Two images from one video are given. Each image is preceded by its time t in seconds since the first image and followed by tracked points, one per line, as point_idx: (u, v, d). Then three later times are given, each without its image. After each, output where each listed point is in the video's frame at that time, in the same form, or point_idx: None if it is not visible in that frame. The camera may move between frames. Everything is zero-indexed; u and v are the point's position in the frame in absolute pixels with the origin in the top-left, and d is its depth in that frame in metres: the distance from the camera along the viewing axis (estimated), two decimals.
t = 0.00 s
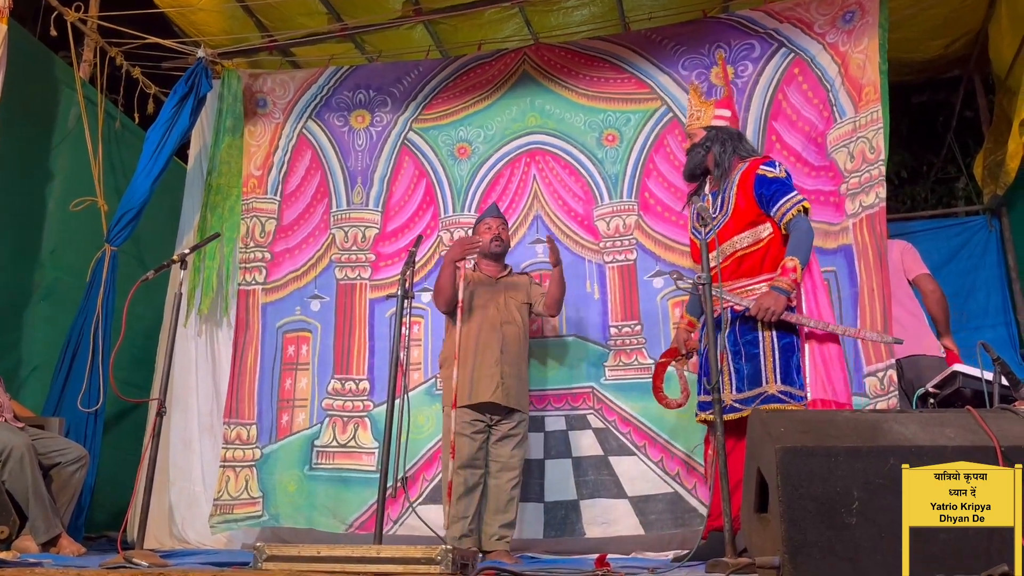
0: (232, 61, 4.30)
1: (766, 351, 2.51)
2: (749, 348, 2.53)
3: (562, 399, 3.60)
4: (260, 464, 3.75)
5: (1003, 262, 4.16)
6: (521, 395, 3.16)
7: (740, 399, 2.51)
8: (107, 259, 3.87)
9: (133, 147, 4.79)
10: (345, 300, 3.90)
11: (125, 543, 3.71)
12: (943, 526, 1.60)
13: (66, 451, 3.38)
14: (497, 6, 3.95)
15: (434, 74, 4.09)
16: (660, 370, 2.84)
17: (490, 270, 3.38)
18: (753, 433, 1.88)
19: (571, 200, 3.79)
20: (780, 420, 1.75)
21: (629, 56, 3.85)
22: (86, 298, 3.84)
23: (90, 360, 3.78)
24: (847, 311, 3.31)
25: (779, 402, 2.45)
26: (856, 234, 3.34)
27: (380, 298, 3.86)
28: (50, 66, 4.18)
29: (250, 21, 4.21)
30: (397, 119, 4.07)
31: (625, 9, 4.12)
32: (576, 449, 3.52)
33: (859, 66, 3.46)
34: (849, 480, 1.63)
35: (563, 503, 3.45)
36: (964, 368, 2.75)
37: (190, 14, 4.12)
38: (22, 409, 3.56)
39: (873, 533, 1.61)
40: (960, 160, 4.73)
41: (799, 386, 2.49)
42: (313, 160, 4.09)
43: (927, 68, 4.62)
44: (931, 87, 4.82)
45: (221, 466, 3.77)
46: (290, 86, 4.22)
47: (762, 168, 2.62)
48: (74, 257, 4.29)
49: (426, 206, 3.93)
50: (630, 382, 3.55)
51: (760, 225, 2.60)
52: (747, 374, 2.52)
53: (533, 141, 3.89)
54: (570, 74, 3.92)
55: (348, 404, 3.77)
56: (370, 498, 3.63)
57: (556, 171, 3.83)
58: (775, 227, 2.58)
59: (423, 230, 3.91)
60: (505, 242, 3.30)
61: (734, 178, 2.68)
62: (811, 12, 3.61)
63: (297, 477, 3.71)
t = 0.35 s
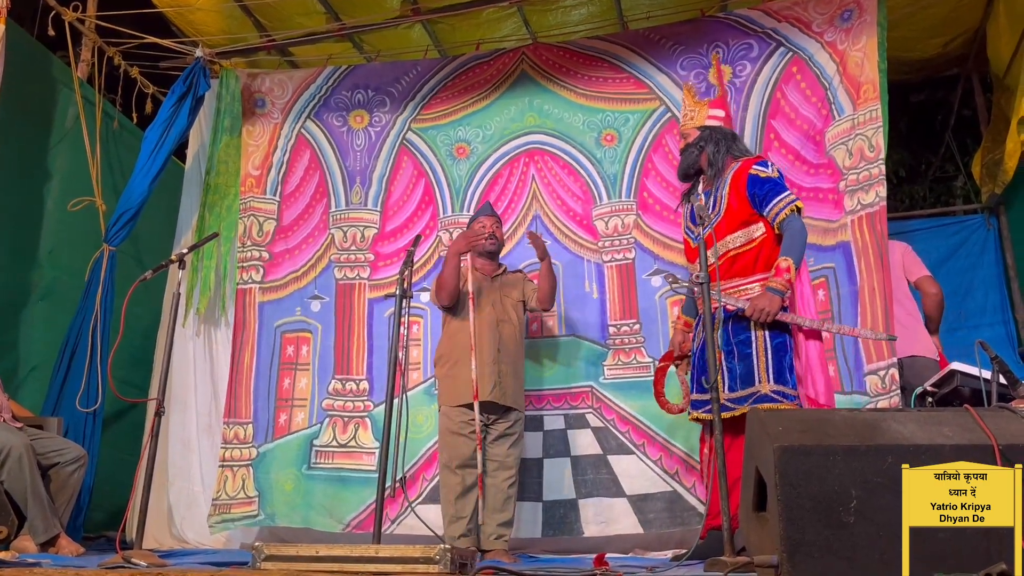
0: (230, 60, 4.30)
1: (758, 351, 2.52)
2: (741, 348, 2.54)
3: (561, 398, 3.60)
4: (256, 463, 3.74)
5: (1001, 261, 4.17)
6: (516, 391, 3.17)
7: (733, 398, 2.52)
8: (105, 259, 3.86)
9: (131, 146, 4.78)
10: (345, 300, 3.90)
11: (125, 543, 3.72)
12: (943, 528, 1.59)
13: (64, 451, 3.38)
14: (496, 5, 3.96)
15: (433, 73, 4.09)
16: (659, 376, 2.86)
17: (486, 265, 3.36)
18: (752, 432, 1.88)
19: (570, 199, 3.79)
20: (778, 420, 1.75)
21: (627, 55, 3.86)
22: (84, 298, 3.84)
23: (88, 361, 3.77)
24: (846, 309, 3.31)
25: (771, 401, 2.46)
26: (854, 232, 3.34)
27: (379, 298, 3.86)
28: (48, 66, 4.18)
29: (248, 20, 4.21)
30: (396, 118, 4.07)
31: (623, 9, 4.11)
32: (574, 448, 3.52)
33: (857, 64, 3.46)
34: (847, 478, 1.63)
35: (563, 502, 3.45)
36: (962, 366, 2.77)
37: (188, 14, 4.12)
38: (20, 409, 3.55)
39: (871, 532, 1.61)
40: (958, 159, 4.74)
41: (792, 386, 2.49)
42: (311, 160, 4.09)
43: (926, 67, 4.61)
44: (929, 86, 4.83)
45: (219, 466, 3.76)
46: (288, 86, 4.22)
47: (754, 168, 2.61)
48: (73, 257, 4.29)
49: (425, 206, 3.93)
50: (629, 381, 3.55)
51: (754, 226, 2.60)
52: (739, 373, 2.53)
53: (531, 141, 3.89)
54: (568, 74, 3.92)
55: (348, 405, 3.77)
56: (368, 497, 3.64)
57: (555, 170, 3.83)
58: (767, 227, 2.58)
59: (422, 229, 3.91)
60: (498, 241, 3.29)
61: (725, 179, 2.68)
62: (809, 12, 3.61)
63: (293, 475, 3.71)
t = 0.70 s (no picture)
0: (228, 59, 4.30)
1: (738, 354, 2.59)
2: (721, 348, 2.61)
3: (558, 394, 3.60)
4: (253, 462, 3.74)
5: (1000, 259, 4.17)
6: (515, 389, 3.16)
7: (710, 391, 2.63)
8: (105, 258, 3.86)
9: (129, 146, 4.78)
10: (344, 299, 3.90)
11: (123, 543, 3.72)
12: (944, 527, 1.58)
13: (62, 451, 3.37)
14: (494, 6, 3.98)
15: (431, 72, 4.09)
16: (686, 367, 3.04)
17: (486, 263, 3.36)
18: (750, 431, 1.88)
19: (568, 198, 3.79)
20: (777, 418, 1.76)
21: (626, 54, 3.85)
22: (83, 298, 3.84)
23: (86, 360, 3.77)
24: (845, 307, 3.32)
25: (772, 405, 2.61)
26: (853, 228, 3.34)
27: (379, 298, 3.86)
28: (45, 65, 4.17)
29: (246, 19, 4.20)
30: (394, 117, 4.07)
31: (621, 7, 4.10)
32: (571, 443, 3.52)
33: (856, 62, 3.45)
34: (845, 476, 1.64)
35: (561, 496, 3.45)
36: (960, 364, 2.77)
37: (185, 14, 4.12)
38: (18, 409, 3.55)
39: (870, 531, 1.61)
40: (956, 157, 4.74)
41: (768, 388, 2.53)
42: (309, 159, 4.09)
43: (923, 66, 4.62)
44: (926, 84, 4.83)
45: (216, 465, 3.75)
46: (286, 85, 4.21)
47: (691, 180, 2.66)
48: (71, 257, 4.28)
49: (424, 205, 3.93)
50: (625, 377, 3.55)
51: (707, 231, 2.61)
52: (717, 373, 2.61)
53: (530, 140, 3.89)
54: (567, 72, 3.92)
55: (348, 404, 3.77)
56: (367, 495, 3.64)
57: (553, 169, 3.83)
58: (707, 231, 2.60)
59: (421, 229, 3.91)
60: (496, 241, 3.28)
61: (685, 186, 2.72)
62: (807, 10, 3.60)
63: (293, 475, 3.71)
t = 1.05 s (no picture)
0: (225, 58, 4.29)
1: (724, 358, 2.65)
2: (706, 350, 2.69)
3: (559, 396, 3.61)
4: (252, 462, 3.74)
5: (997, 257, 4.17)
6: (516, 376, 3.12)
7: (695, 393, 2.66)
8: (102, 258, 3.86)
9: (126, 145, 4.78)
10: (342, 299, 3.90)
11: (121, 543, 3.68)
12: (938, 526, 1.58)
13: (61, 451, 3.37)
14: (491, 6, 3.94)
15: (429, 72, 4.09)
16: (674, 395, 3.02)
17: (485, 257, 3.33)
18: (748, 430, 1.89)
19: (567, 197, 3.79)
20: (775, 417, 1.76)
21: (624, 54, 3.85)
22: (81, 297, 3.84)
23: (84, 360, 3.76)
24: (844, 304, 3.32)
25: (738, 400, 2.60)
26: (852, 226, 3.34)
27: (378, 297, 3.86)
28: (42, 64, 4.17)
29: (244, 19, 4.20)
30: (392, 117, 4.07)
31: (618, 7, 4.10)
32: (571, 445, 3.53)
33: (854, 59, 3.45)
34: (843, 475, 1.64)
35: (559, 500, 3.46)
36: (957, 363, 2.79)
37: (183, 13, 4.12)
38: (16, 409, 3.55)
39: (868, 529, 1.61)
40: (954, 155, 4.74)
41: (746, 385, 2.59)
42: (307, 158, 4.08)
43: (920, 64, 4.62)
44: (924, 83, 4.83)
45: (213, 465, 3.75)
46: (284, 84, 4.21)
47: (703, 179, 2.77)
48: (68, 257, 4.28)
49: (422, 205, 3.93)
50: (623, 376, 3.55)
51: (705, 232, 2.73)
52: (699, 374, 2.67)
53: (528, 140, 3.89)
54: (565, 73, 3.92)
55: (347, 404, 3.77)
56: (366, 496, 3.63)
57: (552, 169, 3.83)
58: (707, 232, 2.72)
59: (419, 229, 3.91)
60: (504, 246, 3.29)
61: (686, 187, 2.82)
62: (805, 9, 3.60)
63: (293, 475, 3.71)
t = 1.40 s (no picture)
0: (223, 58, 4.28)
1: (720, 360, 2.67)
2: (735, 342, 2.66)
3: (550, 383, 3.60)
4: (258, 465, 3.73)
5: (994, 255, 4.18)
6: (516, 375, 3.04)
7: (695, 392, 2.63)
8: (99, 258, 3.85)
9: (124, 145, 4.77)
10: (341, 298, 3.90)
11: (118, 543, 3.68)
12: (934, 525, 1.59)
13: (58, 450, 3.37)
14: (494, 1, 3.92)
15: (425, 72, 4.08)
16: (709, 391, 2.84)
17: (491, 250, 3.29)
18: (745, 428, 1.89)
19: (563, 194, 3.78)
20: (772, 415, 1.77)
21: (618, 47, 3.85)
22: (79, 297, 3.83)
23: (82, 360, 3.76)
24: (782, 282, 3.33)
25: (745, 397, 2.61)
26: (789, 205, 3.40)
27: (376, 299, 3.87)
28: (39, 64, 4.16)
29: (240, 17, 4.20)
30: (388, 119, 4.07)
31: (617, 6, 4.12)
32: (563, 429, 3.52)
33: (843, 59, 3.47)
34: (841, 474, 1.64)
35: (548, 481, 3.45)
36: (956, 361, 2.82)
37: (180, 12, 4.12)
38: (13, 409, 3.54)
39: (864, 527, 1.61)
40: (952, 153, 4.74)
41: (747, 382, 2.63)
42: (306, 163, 4.08)
43: (918, 62, 4.62)
44: (922, 82, 4.83)
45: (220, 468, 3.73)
46: (279, 88, 4.20)
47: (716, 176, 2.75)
48: (65, 257, 4.27)
49: (419, 204, 3.93)
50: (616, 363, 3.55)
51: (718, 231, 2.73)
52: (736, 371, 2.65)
53: (524, 133, 3.88)
54: (561, 68, 3.91)
55: (348, 405, 3.77)
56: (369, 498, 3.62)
57: (548, 165, 3.82)
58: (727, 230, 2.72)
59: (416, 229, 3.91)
60: (513, 236, 3.24)
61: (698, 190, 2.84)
62: (799, 7, 3.60)
63: (297, 479, 3.70)
